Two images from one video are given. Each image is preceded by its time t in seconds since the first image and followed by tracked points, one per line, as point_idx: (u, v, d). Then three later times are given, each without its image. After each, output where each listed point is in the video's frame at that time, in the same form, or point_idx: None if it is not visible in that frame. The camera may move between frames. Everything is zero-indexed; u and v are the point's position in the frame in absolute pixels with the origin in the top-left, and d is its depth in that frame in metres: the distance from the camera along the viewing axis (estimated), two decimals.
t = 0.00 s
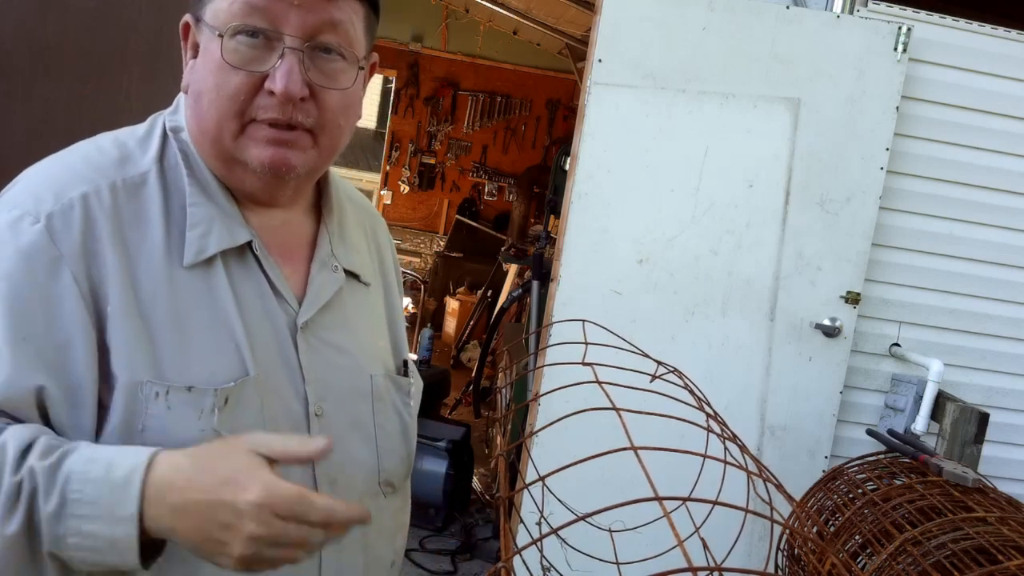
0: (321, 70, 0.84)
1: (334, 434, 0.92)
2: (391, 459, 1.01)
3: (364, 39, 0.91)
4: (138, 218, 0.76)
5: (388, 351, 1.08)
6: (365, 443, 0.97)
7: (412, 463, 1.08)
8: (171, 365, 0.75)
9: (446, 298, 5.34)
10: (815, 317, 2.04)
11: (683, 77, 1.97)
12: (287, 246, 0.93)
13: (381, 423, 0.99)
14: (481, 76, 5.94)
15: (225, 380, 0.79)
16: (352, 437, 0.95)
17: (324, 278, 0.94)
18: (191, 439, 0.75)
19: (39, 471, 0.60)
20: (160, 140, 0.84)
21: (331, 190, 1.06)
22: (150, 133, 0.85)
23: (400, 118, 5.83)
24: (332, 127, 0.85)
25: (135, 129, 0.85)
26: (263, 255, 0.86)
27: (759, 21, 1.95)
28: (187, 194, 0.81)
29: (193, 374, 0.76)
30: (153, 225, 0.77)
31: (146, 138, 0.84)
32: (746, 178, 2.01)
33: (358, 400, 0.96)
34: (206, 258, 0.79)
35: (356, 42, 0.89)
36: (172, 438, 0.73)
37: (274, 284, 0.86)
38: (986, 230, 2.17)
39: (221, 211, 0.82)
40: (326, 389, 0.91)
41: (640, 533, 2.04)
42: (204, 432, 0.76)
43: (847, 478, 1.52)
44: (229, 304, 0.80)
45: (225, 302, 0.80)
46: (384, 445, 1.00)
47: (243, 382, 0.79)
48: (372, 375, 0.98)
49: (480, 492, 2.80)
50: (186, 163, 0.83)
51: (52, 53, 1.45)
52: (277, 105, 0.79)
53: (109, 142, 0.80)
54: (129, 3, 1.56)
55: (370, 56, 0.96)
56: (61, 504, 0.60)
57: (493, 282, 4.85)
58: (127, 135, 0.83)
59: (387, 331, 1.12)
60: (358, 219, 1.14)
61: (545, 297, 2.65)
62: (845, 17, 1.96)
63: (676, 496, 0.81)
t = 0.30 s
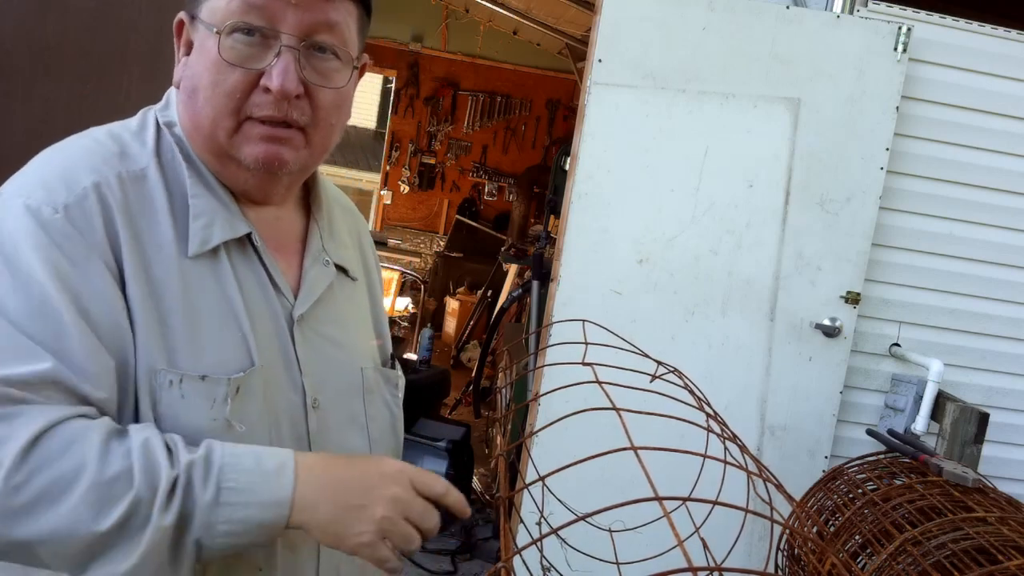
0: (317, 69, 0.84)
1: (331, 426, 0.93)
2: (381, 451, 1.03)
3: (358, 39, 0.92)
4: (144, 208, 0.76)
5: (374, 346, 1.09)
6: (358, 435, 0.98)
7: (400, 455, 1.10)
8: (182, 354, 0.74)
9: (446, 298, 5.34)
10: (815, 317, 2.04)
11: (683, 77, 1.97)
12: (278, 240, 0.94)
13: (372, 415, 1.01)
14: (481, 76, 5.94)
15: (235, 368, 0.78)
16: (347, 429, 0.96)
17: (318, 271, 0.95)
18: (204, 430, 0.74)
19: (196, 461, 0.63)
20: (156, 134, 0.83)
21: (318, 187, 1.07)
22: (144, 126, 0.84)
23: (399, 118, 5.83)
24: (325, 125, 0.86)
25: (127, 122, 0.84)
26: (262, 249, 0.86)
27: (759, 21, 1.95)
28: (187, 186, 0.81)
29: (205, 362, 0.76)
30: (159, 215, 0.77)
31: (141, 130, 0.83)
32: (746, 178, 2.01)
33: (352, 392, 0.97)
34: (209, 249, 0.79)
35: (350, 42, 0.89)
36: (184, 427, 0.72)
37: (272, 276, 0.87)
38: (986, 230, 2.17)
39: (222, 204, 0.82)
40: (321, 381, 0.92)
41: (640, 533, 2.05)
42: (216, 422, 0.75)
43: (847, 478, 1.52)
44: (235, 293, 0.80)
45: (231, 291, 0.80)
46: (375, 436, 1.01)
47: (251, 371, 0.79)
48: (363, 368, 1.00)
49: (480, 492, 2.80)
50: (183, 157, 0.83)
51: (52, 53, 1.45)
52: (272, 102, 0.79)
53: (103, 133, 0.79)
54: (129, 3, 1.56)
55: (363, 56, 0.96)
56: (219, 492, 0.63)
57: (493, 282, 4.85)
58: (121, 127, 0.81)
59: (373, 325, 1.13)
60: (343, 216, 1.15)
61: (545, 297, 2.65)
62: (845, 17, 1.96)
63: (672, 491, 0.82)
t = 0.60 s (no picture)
0: (308, 68, 0.84)
1: (324, 424, 0.93)
2: (374, 448, 1.03)
3: (348, 37, 0.91)
4: (148, 207, 0.75)
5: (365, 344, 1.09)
6: (352, 432, 0.99)
7: (391, 455, 1.10)
8: (190, 352, 0.74)
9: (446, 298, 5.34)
10: (815, 317, 2.04)
11: (683, 77, 1.97)
12: (269, 238, 0.94)
13: (365, 412, 1.01)
14: (481, 76, 5.94)
15: (239, 366, 0.79)
16: (340, 427, 0.97)
17: (311, 269, 0.95)
18: (211, 428, 0.74)
19: (260, 479, 0.66)
20: (149, 133, 0.82)
21: (308, 185, 1.07)
22: (136, 126, 0.83)
23: (399, 118, 5.83)
24: (314, 123, 0.87)
25: (119, 121, 0.83)
26: (257, 247, 0.86)
27: (759, 21, 1.95)
28: (184, 185, 0.80)
29: (211, 362, 0.76)
30: (163, 214, 0.76)
31: (135, 129, 0.82)
32: (746, 178, 2.01)
33: (345, 390, 0.98)
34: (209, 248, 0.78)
35: (341, 41, 0.88)
36: (192, 426, 0.73)
37: (267, 275, 0.87)
38: (986, 230, 2.17)
39: (219, 203, 0.81)
40: (315, 379, 0.92)
41: (640, 533, 2.05)
42: (222, 421, 0.75)
43: (847, 478, 1.52)
44: (235, 292, 0.81)
45: (231, 290, 0.80)
46: (369, 434, 1.02)
47: (252, 370, 0.79)
48: (355, 366, 1.00)
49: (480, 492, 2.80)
50: (177, 155, 0.82)
51: (51, 53, 1.47)
52: (262, 101, 0.79)
53: (94, 132, 0.77)
54: (128, 3, 1.56)
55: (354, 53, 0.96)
56: (279, 511, 0.66)
57: (493, 282, 4.85)
58: (112, 126, 0.80)
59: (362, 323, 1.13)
60: (331, 213, 1.15)
61: (545, 297, 2.65)
62: (845, 17, 1.96)
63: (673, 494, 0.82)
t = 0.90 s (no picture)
0: (305, 71, 0.83)
1: (313, 422, 0.94)
2: (365, 447, 1.03)
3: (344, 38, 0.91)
4: (145, 201, 0.75)
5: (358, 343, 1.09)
6: (343, 432, 0.99)
7: (385, 451, 1.10)
8: (191, 346, 0.75)
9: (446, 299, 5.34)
10: (815, 317, 2.04)
11: (683, 77, 1.97)
12: (259, 237, 0.94)
13: (356, 412, 1.01)
14: (481, 76, 5.94)
15: (238, 361, 0.79)
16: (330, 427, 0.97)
17: (302, 268, 0.95)
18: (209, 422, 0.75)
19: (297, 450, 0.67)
20: (139, 133, 0.82)
21: (301, 185, 1.06)
22: (125, 125, 0.82)
23: (399, 118, 5.83)
24: (308, 126, 0.86)
25: (109, 121, 0.82)
26: (249, 246, 0.86)
27: (759, 21, 1.95)
28: (176, 183, 0.80)
29: (210, 356, 0.76)
30: (159, 209, 0.76)
31: (125, 128, 0.82)
32: (745, 178, 2.01)
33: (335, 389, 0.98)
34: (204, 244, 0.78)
35: (338, 43, 0.88)
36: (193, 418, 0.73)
37: (259, 272, 0.87)
38: (986, 230, 2.17)
39: (211, 202, 0.80)
40: (306, 377, 0.93)
41: (640, 533, 2.05)
42: (220, 416, 0.76)
43: (847, 478, 1.52)
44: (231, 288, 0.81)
45: (228, 285, 0.81)
46: (360, 434, 1.02)
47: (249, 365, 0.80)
48: (347, 365, 1.00)
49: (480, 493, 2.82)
50: (167, 154, 0.82)
51: (52, 53, 1.47)
52: (258, 104, 0.79)
53: (85, 130, 0.77)
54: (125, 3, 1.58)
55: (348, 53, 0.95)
56: (324, 481, 0.67)
57: (493, 282, 4.85)
58: (100, 124, 0.80)
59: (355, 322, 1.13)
60: (322, 211, 1.14)
61: (545, 297, 2.65)
62: (845, 17, 1.96)
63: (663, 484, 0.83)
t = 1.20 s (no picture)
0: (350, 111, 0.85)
1: (306, 422, 0.94)
2: (360, 446, 1.04)
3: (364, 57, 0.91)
4: (132, 203, 0.74)
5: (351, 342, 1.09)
6: (336, 432, 0.99)
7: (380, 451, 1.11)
8: (178, 350, 0.74)
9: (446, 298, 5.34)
10: (815, 318, 2.04)
11: (683, 77, 1.97)
12: (254, 239, 0.94)
13: (350, 411, 1.02)
14: (481, 76, 5.94)
15: (226, 365, 0.79)
16: (324, 427, 0.97)
17: (294, 270, 0.95)
18: (197, 425, 0.75)
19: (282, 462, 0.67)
20: (129, 133, 0.79)
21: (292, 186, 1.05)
22: (114, 125, 0.80)
23: (399, 118, 5.83)
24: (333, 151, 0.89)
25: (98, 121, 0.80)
26: (241, 249, 0.85)
27: (759, 21, 1.95)
28: (165, 185, 0.77)
29: (198, 360, 0.76)
30: (146, 211, 0.75)
31: (114, 129, 0.79)
32: (746, 178, 2.01)
33: (329, 389, 0.98)
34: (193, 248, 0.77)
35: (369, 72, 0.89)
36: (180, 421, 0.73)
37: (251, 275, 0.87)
38: (986, 230, 2.17)
39: (203, 205, 0.79)
40: (297, 378, 0.93)
41: (640, 533, 2.05)
42: (208, 420, 0.76)
43: (847, 478, 1.52)
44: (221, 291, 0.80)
45: (218, 289, 0.80)
46: (354, 433, 1.02)
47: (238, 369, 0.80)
48: (340, 365, 1.00)
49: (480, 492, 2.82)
50: (158, 156, 0.79)
51: (51, 53, 1.51)
52: (310, 147, 0.80)
53: (72, 131, 0.75)
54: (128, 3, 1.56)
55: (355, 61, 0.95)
56: (308, 495, 0.67)
57: (493, 282, 4.85)
58: (89, 125, 0.78)
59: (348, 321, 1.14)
60: (313, 210, 1.14)
61: (545, 297, 2.65)
62: (845, 17, 1.96)
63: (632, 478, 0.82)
